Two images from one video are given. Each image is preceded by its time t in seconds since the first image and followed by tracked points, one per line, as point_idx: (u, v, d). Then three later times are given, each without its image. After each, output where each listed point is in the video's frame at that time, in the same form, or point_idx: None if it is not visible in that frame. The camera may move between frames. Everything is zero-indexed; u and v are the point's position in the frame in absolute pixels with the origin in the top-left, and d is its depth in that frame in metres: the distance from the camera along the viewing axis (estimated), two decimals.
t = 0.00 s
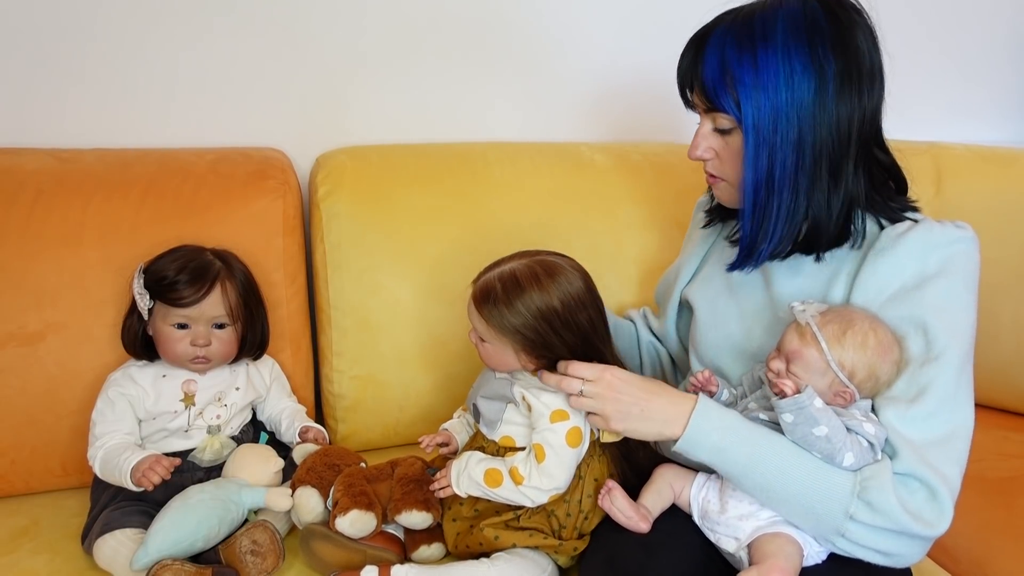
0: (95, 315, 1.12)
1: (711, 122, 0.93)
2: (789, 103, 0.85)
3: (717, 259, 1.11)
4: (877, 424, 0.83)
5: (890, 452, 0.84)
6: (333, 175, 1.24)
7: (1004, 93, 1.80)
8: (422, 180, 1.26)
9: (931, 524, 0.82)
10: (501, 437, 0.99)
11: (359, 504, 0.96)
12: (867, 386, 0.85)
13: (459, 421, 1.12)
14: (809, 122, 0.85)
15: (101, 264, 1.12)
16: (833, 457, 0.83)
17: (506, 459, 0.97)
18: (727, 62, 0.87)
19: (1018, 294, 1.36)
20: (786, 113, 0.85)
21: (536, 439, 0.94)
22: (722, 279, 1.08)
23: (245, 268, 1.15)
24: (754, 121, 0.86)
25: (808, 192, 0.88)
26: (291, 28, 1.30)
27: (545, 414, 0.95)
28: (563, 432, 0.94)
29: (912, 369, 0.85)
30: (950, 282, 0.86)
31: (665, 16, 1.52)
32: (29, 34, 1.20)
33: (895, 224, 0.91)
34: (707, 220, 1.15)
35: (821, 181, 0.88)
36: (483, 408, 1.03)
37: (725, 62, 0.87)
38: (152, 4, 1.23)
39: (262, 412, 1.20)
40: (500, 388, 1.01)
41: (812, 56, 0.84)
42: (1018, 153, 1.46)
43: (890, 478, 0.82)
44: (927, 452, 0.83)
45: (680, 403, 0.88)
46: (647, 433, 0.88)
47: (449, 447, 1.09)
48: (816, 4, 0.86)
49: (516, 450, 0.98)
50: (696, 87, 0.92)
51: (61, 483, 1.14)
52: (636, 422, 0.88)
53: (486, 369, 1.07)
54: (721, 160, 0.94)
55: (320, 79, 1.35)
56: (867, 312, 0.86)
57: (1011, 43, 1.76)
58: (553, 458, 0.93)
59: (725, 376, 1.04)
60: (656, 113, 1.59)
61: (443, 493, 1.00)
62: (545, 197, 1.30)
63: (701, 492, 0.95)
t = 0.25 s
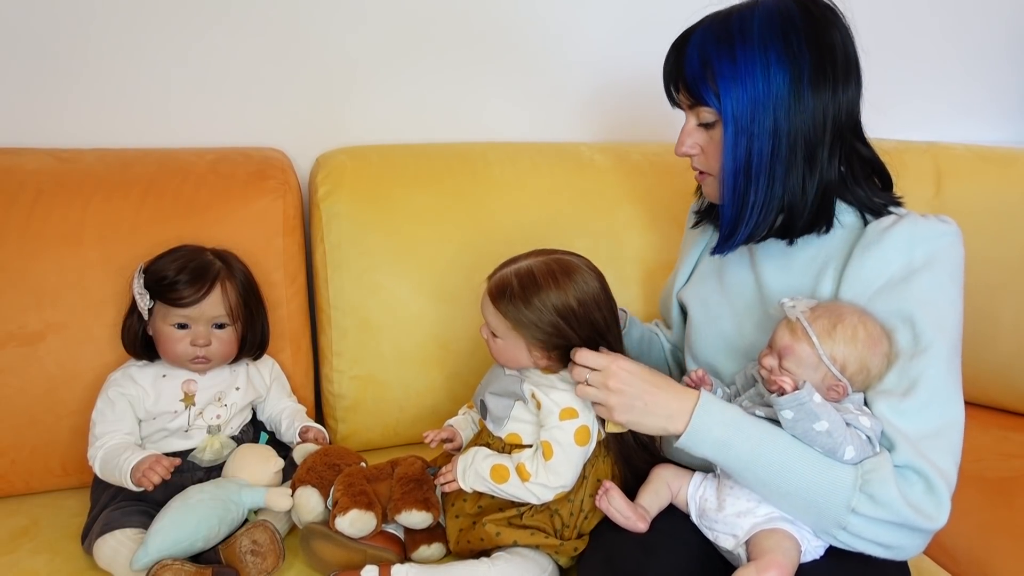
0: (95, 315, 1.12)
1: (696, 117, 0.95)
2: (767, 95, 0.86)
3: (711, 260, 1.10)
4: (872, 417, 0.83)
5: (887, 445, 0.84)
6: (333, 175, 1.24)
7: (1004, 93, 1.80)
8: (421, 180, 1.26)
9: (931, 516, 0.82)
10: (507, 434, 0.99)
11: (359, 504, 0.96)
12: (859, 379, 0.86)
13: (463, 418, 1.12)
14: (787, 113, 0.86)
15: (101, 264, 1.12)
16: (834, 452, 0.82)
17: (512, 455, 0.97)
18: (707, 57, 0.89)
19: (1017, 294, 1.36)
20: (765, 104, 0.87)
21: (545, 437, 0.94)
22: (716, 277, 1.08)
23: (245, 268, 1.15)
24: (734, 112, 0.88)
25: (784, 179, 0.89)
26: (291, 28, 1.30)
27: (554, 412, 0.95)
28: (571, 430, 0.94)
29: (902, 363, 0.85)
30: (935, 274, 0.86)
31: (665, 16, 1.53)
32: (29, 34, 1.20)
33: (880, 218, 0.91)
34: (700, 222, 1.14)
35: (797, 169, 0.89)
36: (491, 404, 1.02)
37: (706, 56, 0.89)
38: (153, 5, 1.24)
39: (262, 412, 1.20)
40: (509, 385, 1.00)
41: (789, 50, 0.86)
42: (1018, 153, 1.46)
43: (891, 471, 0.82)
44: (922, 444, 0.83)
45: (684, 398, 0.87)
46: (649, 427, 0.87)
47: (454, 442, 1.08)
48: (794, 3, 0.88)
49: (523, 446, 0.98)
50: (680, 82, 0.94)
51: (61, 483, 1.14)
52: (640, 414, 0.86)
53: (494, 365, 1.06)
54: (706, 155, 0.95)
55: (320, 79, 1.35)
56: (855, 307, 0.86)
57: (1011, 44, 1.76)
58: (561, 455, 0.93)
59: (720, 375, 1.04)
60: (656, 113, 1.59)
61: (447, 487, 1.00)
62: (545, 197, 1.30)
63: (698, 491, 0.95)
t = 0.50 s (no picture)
0: (95, 315, 1.12)
1: (692, 118, 0.95)
2: (759, 92, 0.87)
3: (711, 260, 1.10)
4: (876, 413, 0.83)
5: (892, 441, 0.84)
6: (333, 175, 1.24)
7: (1004, 93, 1.80)
8: (421, 180, 1.26)
9: (937, 511, 0.83)
10: (508, 433, 0.99)
11: (358, 504, 0.96)
12: (862, 376, 0.85)
13: (463, 417, 1.12)
14: (781, 108, 0.87)
15: (101, 264, 1.12)
16: (840, 447, 0.82)
17: (513, 454, 0.96)
18: (699, 57, 0.90)
19: (1018, 294, 1.36)
20: (759, 102, 0.87)
21: (546, 435, 0.94)
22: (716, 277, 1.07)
23: (245, 268, 1.15)
24: (727, 110, 0.88)
25: (778, 174, 0.89)
26: (291, 28, 1.30)
27: (555, 410, 0.95)
28: (572, 429, 0.94)
29: (903, 360, 0.85)
30: (935, 271, 0.86)
31: (664, 16, 1.52)
32: (29, 34, 1.20)
33: (877, 218, 0.90)
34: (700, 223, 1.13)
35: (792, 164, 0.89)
36: (491, 403, 1.02)
37: (699, 57, 0.90)
38: (152, 5, 1.24)
39: (262, 412, 1.20)
40: (509, 383, 1.00)
41: (779, 47, 0.86)
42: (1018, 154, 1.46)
43: (897, 465, 0.82)
44: (927, 440, 0.84)
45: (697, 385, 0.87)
46: (658, 409, 0.87)
47: (454, 442, 1.08)
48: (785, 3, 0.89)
49: (524, 445, 0.98)
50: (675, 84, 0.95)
51: (61, 483, 1.14)
52: (651, 391, 0.87)
53: (495, 364, 1.06)
54: (703, 155, 0.96)
55: (320, 79, 1.35)
56: (856, 305, 0.86)
57: (1011, 44, 1.76)
58: (562, 454, 0.93)
59: (721, 374, 1.04)
60: (655, 113, 1.59)
61: (448, 486, 1.00)
62: (545, 197, 1.30)
63: (701, 490, 0.95)
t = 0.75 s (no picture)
0: (95, 315, 1.12)
1: (693, 122, 0.95)
2: (761, 92, 0.87)
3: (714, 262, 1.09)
4: (878, 411, 0.83)
5: (894, 437, 0.84)
6: (333, 175, 1.24)
7: (1004, 93, 1.80)
8: (421, 179, 1.26)
9: (940, 507, 0.83)
10: (509, 433, 0.99)
11: (358, 505, 0.96)
12: (865, 375, 0.85)
13: (464, 417, 1.12)
14: (783, 108, 0.87)
15: (101, 264, 1.12)
16: (843, 443, 0.82)
17: (513, 454, 0.96)
18: (699, 60, 0.90)
19: (1018, 294, 1.36)
20: (761, 103, 0.87)
21: (547, 435, 0.94)
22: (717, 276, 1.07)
23: (245, 268, 1.15)
24: (730, 112, 0.88)
25: (783, 173, 0.89)
26: (291, 28, 1.30)
27: (556, 410, 0.95)
28: (573, 429, 0.94)
29: (905, 358, 0.85)
30: (937, 270, 0.86)
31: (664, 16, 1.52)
32: (29, 33, 1.20)
33: (879, 218, 0.91)
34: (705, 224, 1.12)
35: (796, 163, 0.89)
36: (492, 402, 1.02)
37: (699, 60, 0.90)
38: (153, 5, 1.24)
39: (262, 412, 1.20)
40: (510, 383, 1.00)
41: (779, 48, 0.86)
42: (1018, 154, 1.46)
43: (899, 460, 0.82)
44: (929, 438, 0.83)
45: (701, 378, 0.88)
46: (663, 403, 0.88)
47: (454, 442, 1.08)
48: (781, 5, 0.89)
49: (524, 445, 0.98)
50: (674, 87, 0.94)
51: (61, 483, 1.13)
52: (655, 384, 0.88)
53: (495, 364, 1.06)
54: (707, 157, 0.95)
55: (320, 79, 1.35)
56: (859, 305, 0.87)
57: (1011, 44, 1.76)
58: (563, 454, 0.93)
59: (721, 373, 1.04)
60: (655, 113, 1.59)
61: (448, 485, 1.00)
62: (545, 197, 1.30)
63: (702, 489, 0.95)
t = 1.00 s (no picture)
0: (95, 315, 1.12)
1: (695, 125, 0.94)
2: (762, 94, 0.86)
3: (715, 263, 1.09)
4: (874, 406, 0.83)
5: (889, 432, 0.84)
6: (333, 175, 1.24)
7: (1004, 93, 1.80)
8: (421, 179, 1.26)
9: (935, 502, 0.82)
10: (507, 432, 0.99)
11: (358, 504, 0.96)
12: (863, 374, 0.85)
13: (463, 418, 1.12)
14: (785, 109, 0.87)
15: (101, 264, 1.12)
16: (835, 436, 0.83)
17: (512, 454, 0.96)
18: (699, 64, 0.89)
19: (1018, 294, 1.36)
20: (763, 105, 0.87)
21: (545, 434, 0.94)
22: (718, 275, 1.07)
23: (245, 268, 1.15)
24: (732, 115, 0.88)
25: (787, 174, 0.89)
26: (291, 28, 1.30)
27: (554, 409, 0.95)
28: (571, 428, 0.94)
29: (902, 356, 0.85)
30: (936, 268, 0.87)
31: (664, 17, 1.52)
32: (29, 34, 1.20)
33: (878, 218, 0.92)
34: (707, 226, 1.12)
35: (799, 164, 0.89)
36: (491, 403, 1.02)
37: (699, 64, 0.89)
38: (153, 5, 1.24)
39: (262, 412, 1.20)
40: (508, 382, 1.01)
41: (780, 50, 0.86)
42: (1019, 154, 1.46)
43: (891, 453, 0.81)
44: (926, 435, 0.83)
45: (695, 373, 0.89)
46: (660, 398, 0.89)
47: (453, 442, 1.08)
48: (778, 8, 0.89)
49: (523, 445, 0.98)
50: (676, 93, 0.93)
51: (61, 483, 1.13)
52: (652, 382, 0.89)
53: (494, 364, 1.06)
54: (710, 160, 0.94)
55: (320, 79, 1.35)
56: (857, 303, 0.87)
57: (1012, 44, 1.76)
58: (561, 453, 0.93)
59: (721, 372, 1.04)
60: (656, 113, 1.59)
61: (447, 486, 1.00)
62: (545, 197, 1.30)
63: (701, 489, 0.95)
